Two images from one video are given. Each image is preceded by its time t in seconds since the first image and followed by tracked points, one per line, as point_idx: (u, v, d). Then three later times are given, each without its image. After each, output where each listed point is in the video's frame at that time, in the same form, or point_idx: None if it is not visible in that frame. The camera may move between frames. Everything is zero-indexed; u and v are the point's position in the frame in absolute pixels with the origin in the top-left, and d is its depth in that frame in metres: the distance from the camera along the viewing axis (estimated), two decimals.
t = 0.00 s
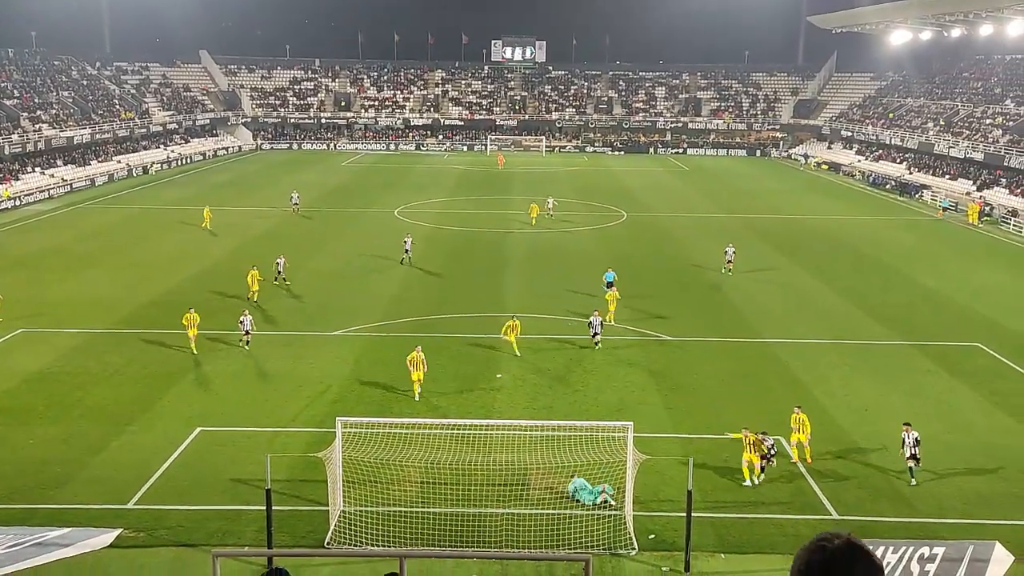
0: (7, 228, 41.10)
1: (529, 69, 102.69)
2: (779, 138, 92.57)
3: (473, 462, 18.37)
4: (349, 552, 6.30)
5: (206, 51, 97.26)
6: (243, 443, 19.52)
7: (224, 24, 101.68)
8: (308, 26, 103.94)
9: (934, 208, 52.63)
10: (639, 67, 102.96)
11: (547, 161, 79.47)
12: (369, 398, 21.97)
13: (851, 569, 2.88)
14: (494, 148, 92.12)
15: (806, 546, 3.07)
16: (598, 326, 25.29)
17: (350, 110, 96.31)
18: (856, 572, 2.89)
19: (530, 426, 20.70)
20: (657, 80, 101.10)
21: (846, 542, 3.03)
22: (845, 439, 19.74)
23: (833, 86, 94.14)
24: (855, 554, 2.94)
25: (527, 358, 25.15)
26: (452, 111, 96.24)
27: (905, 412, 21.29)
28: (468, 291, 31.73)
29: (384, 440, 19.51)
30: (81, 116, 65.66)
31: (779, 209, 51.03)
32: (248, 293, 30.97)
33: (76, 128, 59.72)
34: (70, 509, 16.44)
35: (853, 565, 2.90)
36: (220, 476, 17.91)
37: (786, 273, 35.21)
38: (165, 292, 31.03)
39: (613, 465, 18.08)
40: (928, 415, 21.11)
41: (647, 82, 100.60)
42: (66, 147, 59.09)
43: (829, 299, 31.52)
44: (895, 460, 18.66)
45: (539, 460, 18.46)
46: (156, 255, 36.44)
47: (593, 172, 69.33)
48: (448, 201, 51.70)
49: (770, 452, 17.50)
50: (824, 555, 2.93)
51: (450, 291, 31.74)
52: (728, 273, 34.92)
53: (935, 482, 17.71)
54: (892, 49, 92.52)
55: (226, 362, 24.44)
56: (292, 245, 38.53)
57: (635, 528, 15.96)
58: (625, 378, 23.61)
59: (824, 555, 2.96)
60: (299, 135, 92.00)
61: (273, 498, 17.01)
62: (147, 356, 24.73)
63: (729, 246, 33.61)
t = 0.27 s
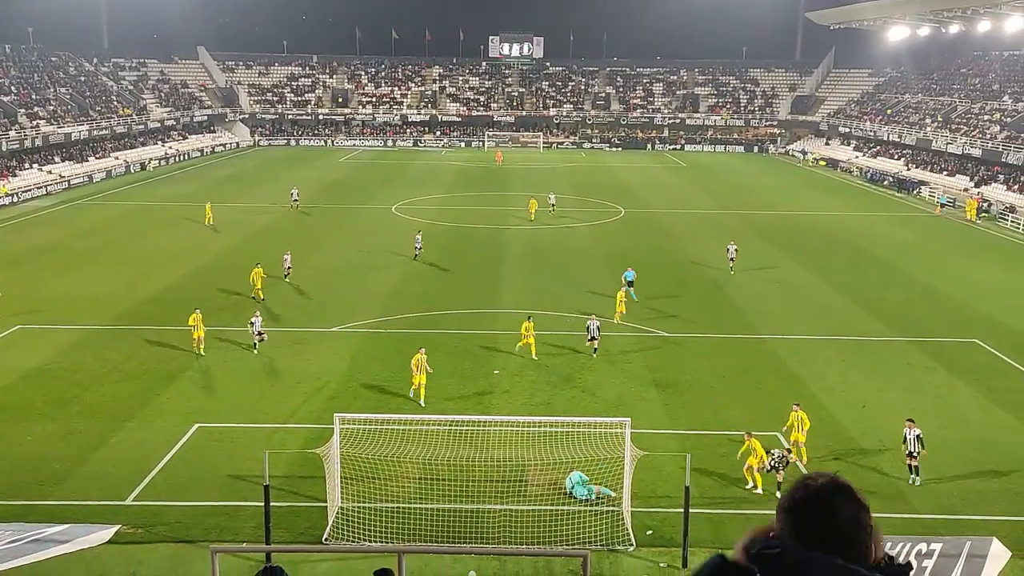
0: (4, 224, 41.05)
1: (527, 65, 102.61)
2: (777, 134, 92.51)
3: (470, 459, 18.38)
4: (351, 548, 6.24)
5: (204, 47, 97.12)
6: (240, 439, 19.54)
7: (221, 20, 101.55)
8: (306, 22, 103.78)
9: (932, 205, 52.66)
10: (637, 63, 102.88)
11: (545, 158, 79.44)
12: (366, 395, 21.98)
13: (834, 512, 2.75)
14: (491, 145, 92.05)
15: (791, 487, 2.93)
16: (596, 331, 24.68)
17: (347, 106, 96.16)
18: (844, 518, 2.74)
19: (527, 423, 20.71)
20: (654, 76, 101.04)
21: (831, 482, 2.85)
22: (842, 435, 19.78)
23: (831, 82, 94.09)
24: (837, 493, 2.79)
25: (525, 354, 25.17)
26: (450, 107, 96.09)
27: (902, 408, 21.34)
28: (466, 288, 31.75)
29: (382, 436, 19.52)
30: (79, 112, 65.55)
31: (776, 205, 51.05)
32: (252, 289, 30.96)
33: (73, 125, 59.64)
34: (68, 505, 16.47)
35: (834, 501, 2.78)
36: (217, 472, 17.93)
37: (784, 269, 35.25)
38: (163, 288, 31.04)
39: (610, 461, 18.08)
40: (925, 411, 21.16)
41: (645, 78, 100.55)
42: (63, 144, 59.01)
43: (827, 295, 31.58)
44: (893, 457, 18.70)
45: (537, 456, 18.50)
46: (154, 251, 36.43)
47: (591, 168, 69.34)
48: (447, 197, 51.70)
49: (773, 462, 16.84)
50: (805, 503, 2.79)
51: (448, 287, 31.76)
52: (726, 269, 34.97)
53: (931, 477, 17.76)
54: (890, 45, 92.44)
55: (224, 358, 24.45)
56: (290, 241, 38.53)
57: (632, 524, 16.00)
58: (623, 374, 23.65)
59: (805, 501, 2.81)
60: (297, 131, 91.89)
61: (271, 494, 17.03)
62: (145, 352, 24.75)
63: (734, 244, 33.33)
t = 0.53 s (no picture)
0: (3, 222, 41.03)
1: (526, 63, 102.53)
2: (777, 131, 92.64)
3: (469, 457, 18.38)
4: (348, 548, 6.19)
5: (203, 45, 97.04)
6: (240, 437, 19.54)
7: (221, 18, 101.46)
8: (304, 20, 103.68)
9: (931, 202, 52.68)
10: (636, 60, 102.84)
11: (544, 155, 79.42)
12: (366, 393, 21.97)
13: (847, 462, 2.70)
14: (491, 143, 92.01)
15: (806, 432, 2.88)
16: (594, 338, 24.17)
17: (347, 104, 96.06)
18: (859, 467, 2.69)
19: (527, 420, 20.71)
20: (654, 73, 100.96)
21: (849, 430, 2.79)
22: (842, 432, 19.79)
23: (830, 80, 94.07)
24: (852, 441, 2.73)
25: (525, 352, 25.19)
26: (449, 105, 95.97)
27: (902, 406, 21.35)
28: (466, 285, 31.78)
29: (381, 433, 19.51)
30: (78, 110, 65.48)
31: (776, 203, 51.03)
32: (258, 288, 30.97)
33: (72, 123, 59.58)
34: (68, 503, 16.47)
35: (845, 451, 2.73)
36: (217, 470, 17.95)
37: (783, 266, 35.29)
38: (162, 286, 31.06)
39: (609, 459, 18.09)
40: (924, 409, 21.16)
41: (644, 76, 100.48)
42: (62, 142, 58.95)
43: (826, 293, 31.58)
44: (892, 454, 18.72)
45: (536, 454, 18.50)
46: (153, 249, 36.41)
47: (591, 166, 69.34)
48: (446, 195, 51.71)
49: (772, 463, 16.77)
50: (819, 454, 2.74)
51: (448, 284, 31.77)
52: (725, 267, 34.97)
53: (931, 475, 17.77)
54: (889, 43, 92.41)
55: (222, 356, 24.45)
56: (289, 239, 38.52)
57: (632, 522, 16.01)
58: (623, 372, 23.67)
59: (820, 450, 2.75)
60: (296, 129, 91.84)
61: (271, 492, 17.04)
62: (144, 350, 24.73)
63: (738, 244, 33.16)
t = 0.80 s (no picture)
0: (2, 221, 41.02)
1: (526, 61, 102.45)
2: (776, 130, 92.79)
3: (469, 456, 18.38)
4: (348, 544, 5.96)
5: (201, 43, 96.93)
6: (240, 436, 19.55)
7: (220, 17, 101.34)
8: (303, 18, 103.60)
9: (930, 200, 52.71)
10: (636, 59, 102.79)
11: (544, 154, 79.44)
12: (366, 391, 21.98)
13: (863, 453, 2.70)
14: (490, 141, 91.99)
15: (823, 415, 2.89)
16: (593, 342, 23.50)
17: (346, 102, 95.98)
18: (876, 456, 2.69)
19: (527, 419, 20.71)
20: (654, 72, 100.87)
21: (867, 416, 2.78)
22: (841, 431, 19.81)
23: (830, 78, 94.06)
24: (870, 431, 2.72)
25: (524, 350, 25.22)
26: (448, 103, 95.90)
27: (902, 404, 21.34)
28: (466, 283, 31.80)
29: (381, 432, 19.52)
30: (77, 109, 65.43)
31: (776, 201, 51.01)
32: (260, 287, 30.94)
33: (72, 122, 59.56)
34: (68, 502, 16.48)
35: (866, 440, 2.72)
36: (216, 468, 17.96)
37: (782, 265, 35.32)
38: (162, 284, 31.07)
39: (610, 458, 18.09)
40: (923, 407, 21.18)
41: (644, 74, 100.44)
42: (61, 140, 58.92)
43: (825, 291, 31.59)
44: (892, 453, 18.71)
45: (536, 452, 18.51)
46: (153, 248, 36.38)
47: (590, 164, 69.39)
48: (445, 193, 51.74)
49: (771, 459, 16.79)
50: (834, 443, 2.74)
51: (447, 283, 31.80)
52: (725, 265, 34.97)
53: (931, 473, 17.78)
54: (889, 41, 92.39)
55: (222, 355, 24.45)
56: (289, 238, 38.52)
57: (632, 520, 16.02)
58: (623, 370, 23.69)
59: (839, 440, 2.75)
60: (295, 128, 91.81)
61: (270, 490, 17.05)
62: (144, 349, 24.74)
63: (740, 243, 33.10)
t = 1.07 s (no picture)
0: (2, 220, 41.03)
1: (526, 60, 102.44)
2: (776, 128, 92.94)
3: (469, 455, 18.37)
4: (344, 543, 5.94)
5: (201, 43, 96.88)
6: (240, 435, 19.56)
7: (220, 17, 101.27)
8: (303, 18, 103.51)
9: (931, 199, 52.72)
10: (636, 58, 102.73)
11: (544, 153, 79.45)
12: (367, 391, 21.97)
13: (866, 449, 2.72)
14: (490, 141, 91.99)
15: (835, 406, 2.90)
16: (593, 348, 23.30)
17: (346, 102, 95.92)
18: (877, 452, 2.73)
19: (527, 418, 20.70)
20: (654, 71, 100.84)
21: (873, 410, 2.80)
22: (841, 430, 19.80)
23: (830, 77, 94.00)
24: (872, 426, 2.74)
25: (525, 350, 25.22)
26: (448, 103, 95.90)
27: (902, 403, 21.37)
28: (465, 283, 31.81)
29: (382, 431, 19.52)
30: (77, 109, 65.44)
31: (775, 200, 51.01)
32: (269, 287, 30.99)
33: (71, 122, 59.57)
34: (69, 502, 16.49)
35: (870, 436, 2.74)
36: (216, 468, 17.96)
37: (783, 264, 35.30)
38: (162, 284, 31.07)
39: (610, 457, 18.09)
40: (924, 406, 21.15)
41: (644, 73, 100.44)
42: (61, 140, 58.92)
43: (826, 290, 31.57)
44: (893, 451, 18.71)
45: (536, 452, 18.50)
46: (152, 248, 36.38)
47: (590, 163, 69.39)
48: (446, 193, 51.77)
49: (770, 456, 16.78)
50: (839, 439, 2.77)
51: (447, 282, 31.82)
52: (725, 264, 35.03)
53: (931, 471, 17.80)
54: (888, 40, 92.28)
55: (222, 355, 24.45)
56: (289, 238, 38.52)
57: (631, 519, 16.01)
58: (623, 369, 23.69)
59: (846, 434, 2.77)
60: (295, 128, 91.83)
61: (271, 490, 17.07)
62: (144, 349, 24.74)
63: (744, 244, 33.11)
